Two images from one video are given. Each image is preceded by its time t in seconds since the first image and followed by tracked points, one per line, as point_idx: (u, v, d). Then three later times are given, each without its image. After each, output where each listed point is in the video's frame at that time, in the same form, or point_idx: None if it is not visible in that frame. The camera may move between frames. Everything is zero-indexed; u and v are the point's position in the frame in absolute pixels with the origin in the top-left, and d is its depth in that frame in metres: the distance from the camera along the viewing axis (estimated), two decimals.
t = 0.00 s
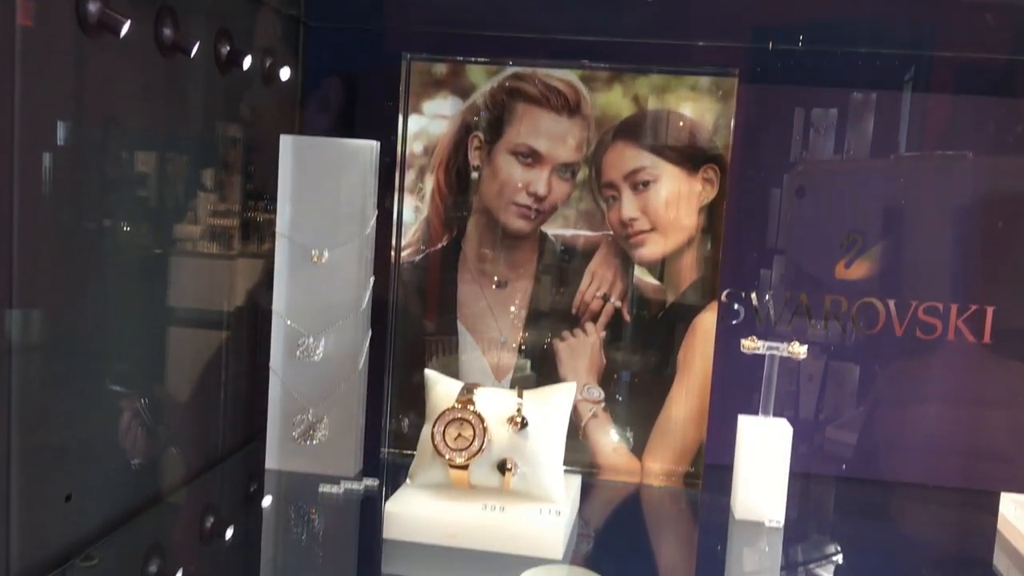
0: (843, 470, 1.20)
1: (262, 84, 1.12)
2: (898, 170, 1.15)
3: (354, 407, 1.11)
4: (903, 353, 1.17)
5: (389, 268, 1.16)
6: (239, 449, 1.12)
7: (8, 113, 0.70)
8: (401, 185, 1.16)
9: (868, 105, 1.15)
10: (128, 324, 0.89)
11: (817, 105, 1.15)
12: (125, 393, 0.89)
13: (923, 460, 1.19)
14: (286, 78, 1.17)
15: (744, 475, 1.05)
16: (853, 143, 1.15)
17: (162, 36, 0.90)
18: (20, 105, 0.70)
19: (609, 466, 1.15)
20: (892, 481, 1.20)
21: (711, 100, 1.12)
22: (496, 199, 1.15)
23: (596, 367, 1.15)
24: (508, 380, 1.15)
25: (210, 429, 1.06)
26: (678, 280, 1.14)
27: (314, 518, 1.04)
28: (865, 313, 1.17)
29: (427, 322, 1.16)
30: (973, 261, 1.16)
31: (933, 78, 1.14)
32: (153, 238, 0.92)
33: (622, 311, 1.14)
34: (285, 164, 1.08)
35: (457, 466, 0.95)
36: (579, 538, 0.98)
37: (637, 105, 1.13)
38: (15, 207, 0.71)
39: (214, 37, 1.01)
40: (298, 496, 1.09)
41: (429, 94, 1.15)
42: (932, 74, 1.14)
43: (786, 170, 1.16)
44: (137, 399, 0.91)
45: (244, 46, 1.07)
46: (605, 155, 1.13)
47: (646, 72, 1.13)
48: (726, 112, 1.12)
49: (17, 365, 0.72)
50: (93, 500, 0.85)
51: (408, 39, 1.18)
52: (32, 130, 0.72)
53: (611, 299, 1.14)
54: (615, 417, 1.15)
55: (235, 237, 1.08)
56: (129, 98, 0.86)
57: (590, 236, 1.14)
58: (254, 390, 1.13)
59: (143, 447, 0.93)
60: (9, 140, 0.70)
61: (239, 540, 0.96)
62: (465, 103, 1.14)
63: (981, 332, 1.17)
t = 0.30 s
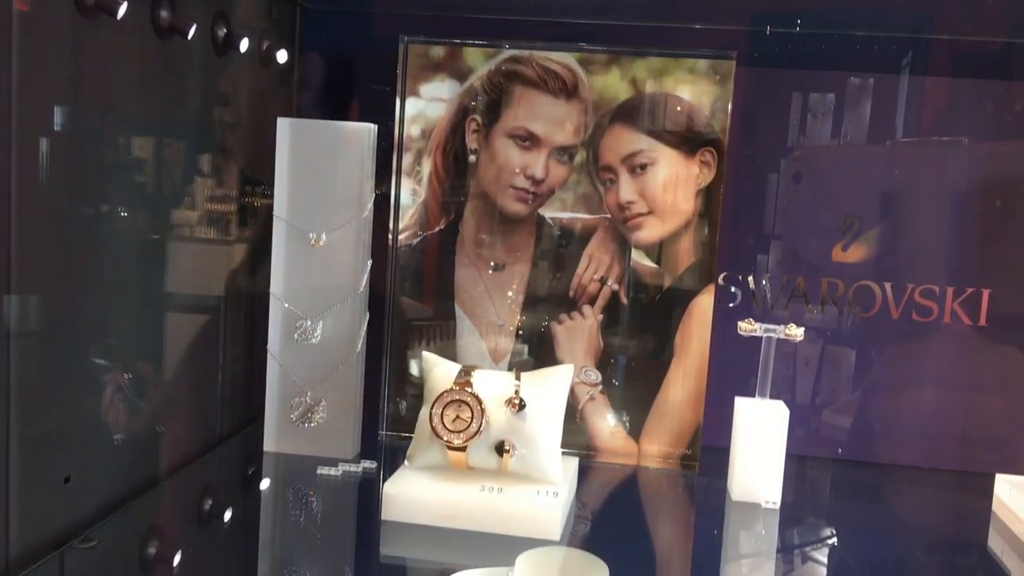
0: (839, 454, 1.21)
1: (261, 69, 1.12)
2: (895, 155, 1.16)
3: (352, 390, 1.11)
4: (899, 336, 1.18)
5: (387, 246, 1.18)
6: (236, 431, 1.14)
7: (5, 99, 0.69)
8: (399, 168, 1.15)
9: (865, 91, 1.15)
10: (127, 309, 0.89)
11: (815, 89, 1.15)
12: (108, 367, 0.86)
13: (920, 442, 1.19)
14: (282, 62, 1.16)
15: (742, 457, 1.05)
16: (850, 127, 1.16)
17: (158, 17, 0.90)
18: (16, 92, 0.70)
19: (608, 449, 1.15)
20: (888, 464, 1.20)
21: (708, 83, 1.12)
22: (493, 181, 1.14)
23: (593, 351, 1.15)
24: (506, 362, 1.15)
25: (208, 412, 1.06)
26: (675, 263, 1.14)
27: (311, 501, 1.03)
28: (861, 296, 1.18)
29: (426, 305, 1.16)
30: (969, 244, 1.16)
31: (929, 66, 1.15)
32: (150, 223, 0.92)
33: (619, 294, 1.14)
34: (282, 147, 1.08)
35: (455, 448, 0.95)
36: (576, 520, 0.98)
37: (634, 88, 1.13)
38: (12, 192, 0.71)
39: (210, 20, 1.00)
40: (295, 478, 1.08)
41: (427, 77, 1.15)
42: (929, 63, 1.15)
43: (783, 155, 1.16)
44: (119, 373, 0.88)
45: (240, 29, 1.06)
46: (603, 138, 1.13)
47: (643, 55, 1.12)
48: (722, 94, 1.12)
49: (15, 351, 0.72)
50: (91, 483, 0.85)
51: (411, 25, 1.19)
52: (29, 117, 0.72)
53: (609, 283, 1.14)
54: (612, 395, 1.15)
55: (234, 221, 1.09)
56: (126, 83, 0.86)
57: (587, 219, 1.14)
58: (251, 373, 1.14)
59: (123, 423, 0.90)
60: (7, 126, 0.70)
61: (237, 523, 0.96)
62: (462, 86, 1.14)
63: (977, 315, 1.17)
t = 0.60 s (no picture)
0: (836, 441, 1.21)
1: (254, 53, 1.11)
2: (893, 146, 1.15)
3: (346, 374, 1.10)
4: (896, 319, 1.18)
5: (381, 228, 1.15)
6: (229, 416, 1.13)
7: None
8: (393, 150, 1.14)
9: (863, 79, 1.14)
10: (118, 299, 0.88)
11: (812, 78, 1.15)
12: (86, 355, 0.83)
13: (917, 427, 1.20)
14: (275, 43, 1.15)
15: (739, 435, 1.05)
16: (847, 116, 1.15)
17: None
18: (6, 83, 0.68)
19: (602, 433, 1.14)
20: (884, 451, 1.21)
21: (705, 63, 1.11)
22: (489, 163, 1.13)
23: (589, 335, 1.14)
24: (503, 345, 1.15)
25: (200, 398, 1.05)
26: (672, 247, 1.13)
27: (305, 484, 1.02)
28: (859, 280, 1.18)
29: (420, 293, 1.15)
30: (967, 227, 1.16)
31: (928, 53, 1.14)
32: (140, 212, 0.91)
33: (615, 278, 1.13)
34: (274, 129, 1.07)
35: (450, 431, 0.95)
36: (572, 505, 0.97)
37: (631, 70, 1.12)
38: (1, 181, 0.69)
39: None
40: (289, 462, 1.07)
41: (421, 58, 1.14)
42: (927, 52, 1.14)
43: (781, 144, 1.16)
44: (100, 360, 0.85)
45: (233, 9, 1.05)
46: (599, 120, 1.12)
47: (640, 36, 1.11)
48: (720, 74, 1.11)
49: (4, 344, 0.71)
50: (80, 475, 0.84)
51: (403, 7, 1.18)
52: (18, 106, 0.70)
53: (605, 266, 1.13)
54: (608, 378, 1.14)
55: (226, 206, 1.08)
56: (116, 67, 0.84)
57: (583, 202, 1.13)
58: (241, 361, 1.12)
59: (105, 410, 0.87)
60: None
61: (231, 509, 0.94)
62: (457, 68, 1.13)
63: (975, 298, 1.17)
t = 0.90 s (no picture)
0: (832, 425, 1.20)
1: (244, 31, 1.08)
2: (891, 133, 1.14)
3: (339, 351, 1.09)
4: (893, 298, 1.17)
5: (373, 208, 1.11)
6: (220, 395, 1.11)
7: None
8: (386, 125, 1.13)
9: (860, 64, 1.13)
10: (106, 286, 0.86)
11: (809, 63, 1.13)
12: (62, 332, 0.79)
13: (914, 407, 1.19)
14: (266, 17, 1.12)
15: (734, 411, 1.04)
16: (845, 101, 1.14)
17: None
18: None
19: (597, 412, 1.13)
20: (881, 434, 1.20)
21: (701, 37, 1.09)
22: (483, 139, 1.12)
23: (585, 313, 1.13)
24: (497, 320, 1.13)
25: (190, 379, 1.04)
26: (667, 223, 1.12)
27: (298, 463, 1.00)
28: (856, 257, 1.17)
29: (414, 278, 1.14)
30: (965, 206, 1.15)
31: (925, 39, 1.12)
32: (129, 198, 0.88)
33: (610, 255, 1.12)
34: (265, 102, 1.05)
35: (443, 407, 0.94)
36: (567, 483, 0.96)
37: (627, 44, 1.10)
38: None
39: None
40: (281, 441, 1.06)
41: (414, 32, 1.12)
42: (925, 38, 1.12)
43: (777, 129, 1.15)
44: (75, 337, 0.81)
45: None
46: (594, 95, 1.11)
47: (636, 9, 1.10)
48: (718, 49, 1.09)
49: None
50: (64, 467, 0.82)
51: None
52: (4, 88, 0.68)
53: (601, 243, 1.12)
54: (604, 361, 1.13)
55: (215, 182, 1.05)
56: (104, 48, 0.82)
57: (578, 177, 1.12)
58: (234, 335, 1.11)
59: (78, 388, 0.82)
60: None
61: (224, 485, 0.93)
62: (451, 42, 1.11)
63: (973, 276, 1.16)
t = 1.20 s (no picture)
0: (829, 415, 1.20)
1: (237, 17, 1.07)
2: (890, 123, 1.13)
3: (335, 337, 1.08)
4: (891, 286, 1.16)
5: (367, 196, 1.10)
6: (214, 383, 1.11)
7: None
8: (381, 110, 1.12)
9: (859, 53, 1.12)
10: (97, 277, 0.85)
11: (807, 52, 1.13)
12: (45, 320, 0.77)
13: (912, 395, 1.18)
14: None
15: (731, 400, 1.03)
16: (842, 92, 1.13)
17: None
18: None
19: (594, 399, 1.13)
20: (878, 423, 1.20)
21: (700, 21, 1.08)
22: (479, 124, 1.11)
23: (581, 299, 1.12)
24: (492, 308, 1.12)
25: (184, 365, 1.03)
26: (664, 208, 1.11)
27: (293, 452, 0.98)
28: (854, 243, 1.16)
29: (409, 269, 1.13)
30: (965, 193, 1.14)
31: (924, 28, 1.11)
32: (121, 188, 0.87)
33: (607, 241, 1.11)
34: (259, 86, 1.04)
35: (439, 393, 0.93)
36: (564, 471, 0.95)
37: (623, 28, 1.09)
38: None
39: None
40: (275, 427, 1.04)
41: (409, 16, 1.11)
42: (924, 27, 1.11)
43: (774, 119, 1.14)
44: (59, 326, 0.79)
45: None
46: (590, 80, 1.10)
47: None
48: (715, 33, 1.08)
49: None
50: (52, 460, 0.80)
51: None
52: None
53: (598, 229, 1.11)
54: (600, 349, 1.13)
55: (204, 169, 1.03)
56: (94, 36, 0.81)
57: (574, 162, 1.11)
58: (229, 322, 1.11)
59: (61, 377, 0.80)
60: None
61: (216, 474, 0.91)
62: (446, 26, 1.10)
63: (972, 263, 1.15)
